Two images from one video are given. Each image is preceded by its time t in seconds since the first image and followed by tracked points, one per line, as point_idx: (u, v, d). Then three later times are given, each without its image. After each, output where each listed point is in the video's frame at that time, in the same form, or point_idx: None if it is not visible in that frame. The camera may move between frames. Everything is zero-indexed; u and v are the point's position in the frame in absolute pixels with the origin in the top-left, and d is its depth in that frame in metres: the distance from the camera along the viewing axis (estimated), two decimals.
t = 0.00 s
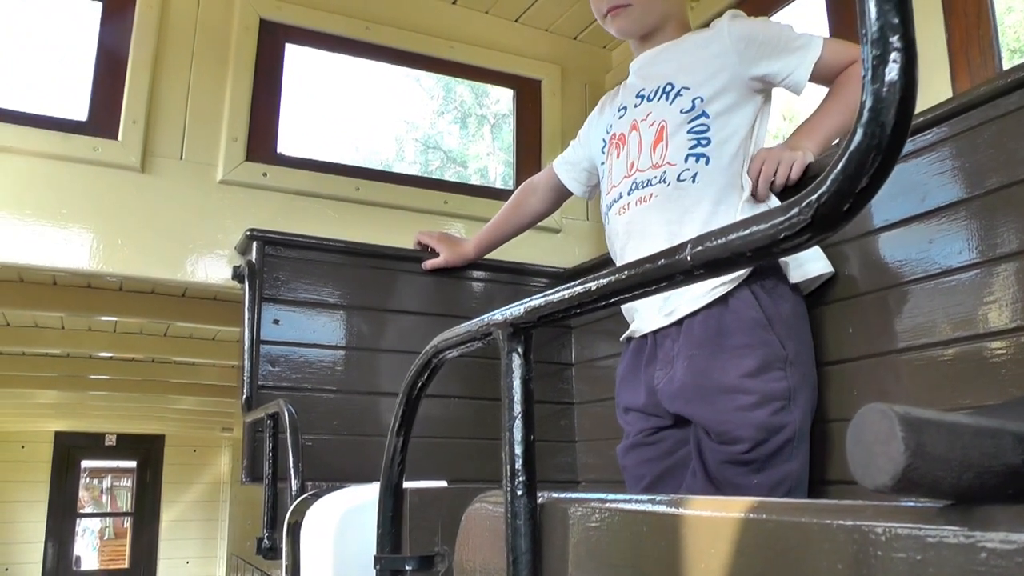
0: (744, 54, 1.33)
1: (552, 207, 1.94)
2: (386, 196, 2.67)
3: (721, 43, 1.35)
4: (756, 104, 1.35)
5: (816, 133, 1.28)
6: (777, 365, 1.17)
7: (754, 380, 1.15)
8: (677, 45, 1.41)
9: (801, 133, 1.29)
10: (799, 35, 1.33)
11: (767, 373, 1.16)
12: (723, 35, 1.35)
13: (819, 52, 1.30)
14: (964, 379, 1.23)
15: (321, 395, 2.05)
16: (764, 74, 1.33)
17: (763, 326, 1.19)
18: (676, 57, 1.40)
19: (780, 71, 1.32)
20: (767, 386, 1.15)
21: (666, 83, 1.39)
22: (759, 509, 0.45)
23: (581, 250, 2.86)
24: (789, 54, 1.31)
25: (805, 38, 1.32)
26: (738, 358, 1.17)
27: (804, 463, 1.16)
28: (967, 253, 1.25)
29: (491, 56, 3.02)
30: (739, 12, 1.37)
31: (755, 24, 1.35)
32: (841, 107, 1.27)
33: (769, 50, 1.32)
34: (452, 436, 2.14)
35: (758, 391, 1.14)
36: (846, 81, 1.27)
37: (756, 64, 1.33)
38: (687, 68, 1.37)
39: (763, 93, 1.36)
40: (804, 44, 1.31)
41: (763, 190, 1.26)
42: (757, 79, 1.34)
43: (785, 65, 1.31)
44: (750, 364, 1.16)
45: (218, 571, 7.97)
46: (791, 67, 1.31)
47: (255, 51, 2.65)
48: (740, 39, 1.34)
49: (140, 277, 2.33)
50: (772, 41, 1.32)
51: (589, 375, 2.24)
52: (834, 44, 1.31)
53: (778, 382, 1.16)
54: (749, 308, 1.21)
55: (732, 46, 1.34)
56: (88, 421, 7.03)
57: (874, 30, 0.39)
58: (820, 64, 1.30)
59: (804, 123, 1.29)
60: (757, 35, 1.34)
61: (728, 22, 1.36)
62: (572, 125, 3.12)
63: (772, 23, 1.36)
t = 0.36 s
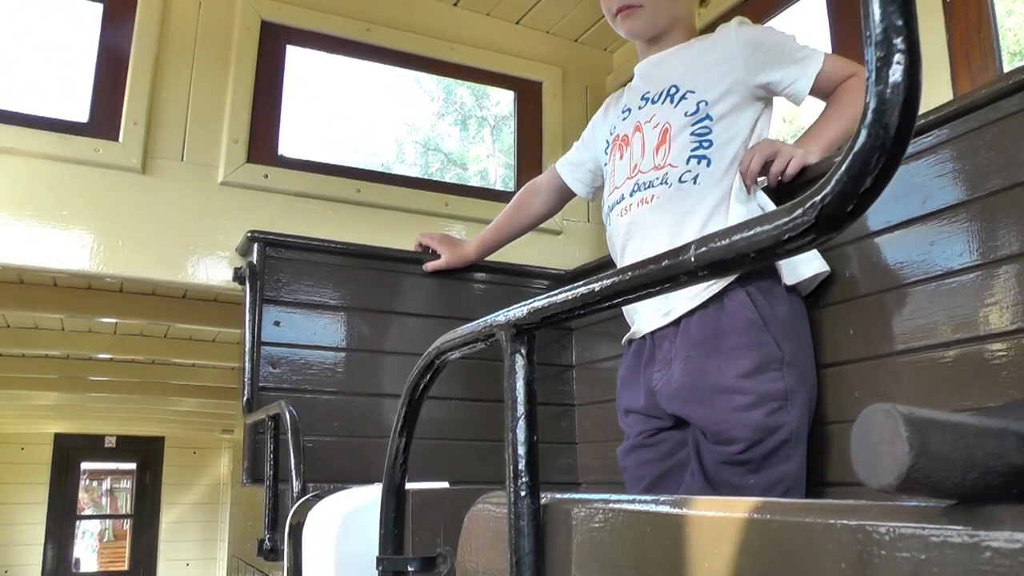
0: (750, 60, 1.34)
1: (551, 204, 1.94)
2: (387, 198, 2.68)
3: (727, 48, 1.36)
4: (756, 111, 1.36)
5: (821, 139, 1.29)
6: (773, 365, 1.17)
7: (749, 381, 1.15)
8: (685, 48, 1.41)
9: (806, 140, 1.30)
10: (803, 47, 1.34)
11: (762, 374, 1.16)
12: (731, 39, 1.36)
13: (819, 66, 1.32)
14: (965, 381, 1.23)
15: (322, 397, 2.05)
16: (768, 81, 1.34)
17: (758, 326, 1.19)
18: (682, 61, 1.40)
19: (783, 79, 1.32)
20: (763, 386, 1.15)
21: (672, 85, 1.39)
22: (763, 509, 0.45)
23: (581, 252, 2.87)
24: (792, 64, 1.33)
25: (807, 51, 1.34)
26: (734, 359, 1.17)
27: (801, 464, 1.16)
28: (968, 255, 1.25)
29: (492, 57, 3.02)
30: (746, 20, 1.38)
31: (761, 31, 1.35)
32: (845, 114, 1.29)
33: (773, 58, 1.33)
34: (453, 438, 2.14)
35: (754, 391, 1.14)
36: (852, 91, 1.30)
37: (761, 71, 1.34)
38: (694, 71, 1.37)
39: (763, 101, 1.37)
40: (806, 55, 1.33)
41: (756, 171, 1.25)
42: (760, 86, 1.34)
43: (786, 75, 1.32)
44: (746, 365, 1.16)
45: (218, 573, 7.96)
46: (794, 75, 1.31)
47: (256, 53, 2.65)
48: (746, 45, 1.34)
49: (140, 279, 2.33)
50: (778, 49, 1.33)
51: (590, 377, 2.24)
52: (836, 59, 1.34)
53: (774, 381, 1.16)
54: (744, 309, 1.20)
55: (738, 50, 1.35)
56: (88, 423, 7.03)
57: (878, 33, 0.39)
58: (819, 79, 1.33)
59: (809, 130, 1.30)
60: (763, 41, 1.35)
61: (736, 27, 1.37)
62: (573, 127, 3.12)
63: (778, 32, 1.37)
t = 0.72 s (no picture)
0: (741, 61, 1.34)
1: (547, 202, 1.94)
2: (386, 198, 2.68)
3: (719, 50, 1.36)
4: (751, 111, 1.36)
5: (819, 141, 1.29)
6: (762, 366, 1.17)
7: (738, 382, 1.15)
8: (675, 48, 1.41)
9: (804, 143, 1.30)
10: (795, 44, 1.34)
11: (750, 374, 1.16)
12: (722, 40, 1.36)
13: (813, 60, 1.32)
14: (965, 383, 1.23)
15: (321, 398, 2.05)
16: (759, 81, 1.34)
17: (746, 327, 1.19)
18: (672, 62, 1.40)
19: (776, 79, 1.33)
20: (751, 386, 1.15)
21: (663, 87, 1.39)
22: (767, 511, 0.45)
23: (581, 253, 2.87)
24: (785, 62, 1.32)
25: (800, 47, 1.34)
26: (723, 361, 1.17)
27: (790, 463, 1.16)
28: (967, 257, 1.25)
29: (491, 59, 3.02)
30: (736, 18, 1.38)
31: (751, 31, 1.35)
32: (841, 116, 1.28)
33: (764, 58, 1.33)
34: (452, 439, 2.14)
35: (743, 391, 1.14)
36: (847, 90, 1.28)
37: (752, 72, 1.34)
38: (685, 73, 1.37)
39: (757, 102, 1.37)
40: (799, 52, 1.33)
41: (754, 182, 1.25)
42: (752, 87, 1.35)
43: (779, 73, 1.32)
44: (734, 365, 1.16)
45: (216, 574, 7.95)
46: (787, 73, 1.32)
47: (256, 53, 2.65)
48: (737, 47, 1.35)
49: (139, 280, 2.33)
50: (769, 49, 1.33)
51: (589, 378, 2.24)
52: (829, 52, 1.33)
53: (761, 383, 1.16)
54: (733, 312, 1.20)
55: (730, 51, 1.35)
56: (86, 424, 7.02)
57: (883, 33, 0.39)
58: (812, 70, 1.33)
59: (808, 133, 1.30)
60: (754, 41, 1.35)
61: (726, 27, 1.37)
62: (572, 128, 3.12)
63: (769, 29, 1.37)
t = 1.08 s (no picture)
0: (713, 57, 1.31)
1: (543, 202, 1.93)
2: (384, 200, 2.67)
3: (690, 49, 1.33)
4: (737, 105, 1.33)
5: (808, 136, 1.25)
6: (760, 364, 1.17)
7: (735, 379, 1.15)
8: (647, 53, 1.40)
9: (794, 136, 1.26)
10: (771, 25, 1.29)
11: (747, 372, 1.15)
12: (687, 41, 1.33)
13: (790, 40, 1.26)
14: (965, 384, 1.23)
15: (319, 399, 2.05)
16: (732, 74, 1.31)
17: (744, 325, 1.19)
18: (648, 68, 1.39)
19: (751, 67, 1.29)
20: (748, 384, 1.15)
21: (643, 95, 1.39)
22: (772, 513, 0.45)
23: (579, 255, 2.86)
24: (760, 49, 1.28)
25: (775, 29, 1.28)
26: (720, 359, 1.17)
27: (793, 459, 1.15)
28: (966, 258, 1.25)
29: (490, 60, 3.02)
30: (704, 11, 1.35)
31: (719, 23, 1.32)
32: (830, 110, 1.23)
33: (736, 50, 1.30)
34: (450, 440, 2.13)
35: (740, 389, 1.14)
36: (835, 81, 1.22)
37: (726, 67, 1.30)
38: (661, 79, 1.36)
39: (744, 93, 1.33)
40: (776, 33, 1.28)
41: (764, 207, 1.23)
42: (731, 79, 1.31)
43: (756, 60, 1.28)
44: (730, 363, 1.16)
45: None
46: (764, 60, 1.27)
47: (254, 54, 2.65)
48: (706, 44, 1.32)
49: (137, 281, 2.33)
50: (738, 39, 1.30)
51: (588, 379, 2.23)
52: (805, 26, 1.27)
53: (758, 380, 1.15)
54: (730, 310, 1.20)
55: (699, 50, 1.32)
56: (84, 425, 7.02)
57: (891, 32, 0.39)
58: (792, 50, 1.27)
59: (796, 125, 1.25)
60: (723, 33, 1.31)
61: (691, 26, 1.34)
62: (571, 129, 3.12)
63: (737, 16, 1.33)
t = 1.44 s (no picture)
0: (699, 56, 1.30)
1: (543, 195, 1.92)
2: (381, 200, 2.67)
3: (677, 50, 1.33)
4: (727, 101, 1.32)
5: (801, 132, 1.22)
6: (759, 364, 1.17)
7: (734, 381, 1.14)
8: (636, 55, 1.40)
9: (787, 133, 1.23)
10: (756, 20, 1.26)
11: (746, 372, 1.15)
12: (674, 43, 1.33)
13: (774, 35, 1.23)
14: (962, 384, 1.23)
15: (317, 399, 2.05)
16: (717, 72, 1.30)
17: (742, 326, 1.19)
18: (639, 68, 1.40)
19: (737, 64, 1.26)
20: (747, 385, 1.14)
21: (635, 96, 1.39)
22: (769, 511, 0.45)
23: (577, 255, 2.86)
24: (745, 44, 1.25)
25: (760, 24, 1.25)
26: (720, 361, 1.17)
27: (794, 459, 1.15)
28: (963, 259, 1.25)
29: (487, 60, 3.02)
30: (691, 12, 1.34)
31: (704, 22, 1.31)
32: (820, 105, 1.20)
33: (720, 46, 1.27)
34: (448, 441, 2.13)
35: (739, 391, 1.13)
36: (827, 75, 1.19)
37: (713, 64, 1.29)
38: (651, 80, 1.37)
39: (734, 88, 1.32)
40: (759, 29, 1.24)
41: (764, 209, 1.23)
42: (718, 74, 1.30)
43: (742, 56, 1.25)
44: (729, 364, 1.16)
45: None
46: (749, 55, 1.24)
47: (252, 54, 2.65)
48: (692, 42, 1.31)
49: (135, 281, 2.33)
50: (722, 34, 1.27)
51: (586, 380, 2.23)
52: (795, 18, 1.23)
53: (757, 380, 1.15)
54: (728, 310, 1.20)
55: (686, 51, 1.32)
56: (81, 426, 7.02)
57: (888, 30, 0.39)
58: (779, 44, 1.23)
59: (787, 121, 1.23)
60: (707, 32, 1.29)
61: (677, 28, 1.34)
62: (569, 129, 3.12)
63: (721, 13, 1.31)
